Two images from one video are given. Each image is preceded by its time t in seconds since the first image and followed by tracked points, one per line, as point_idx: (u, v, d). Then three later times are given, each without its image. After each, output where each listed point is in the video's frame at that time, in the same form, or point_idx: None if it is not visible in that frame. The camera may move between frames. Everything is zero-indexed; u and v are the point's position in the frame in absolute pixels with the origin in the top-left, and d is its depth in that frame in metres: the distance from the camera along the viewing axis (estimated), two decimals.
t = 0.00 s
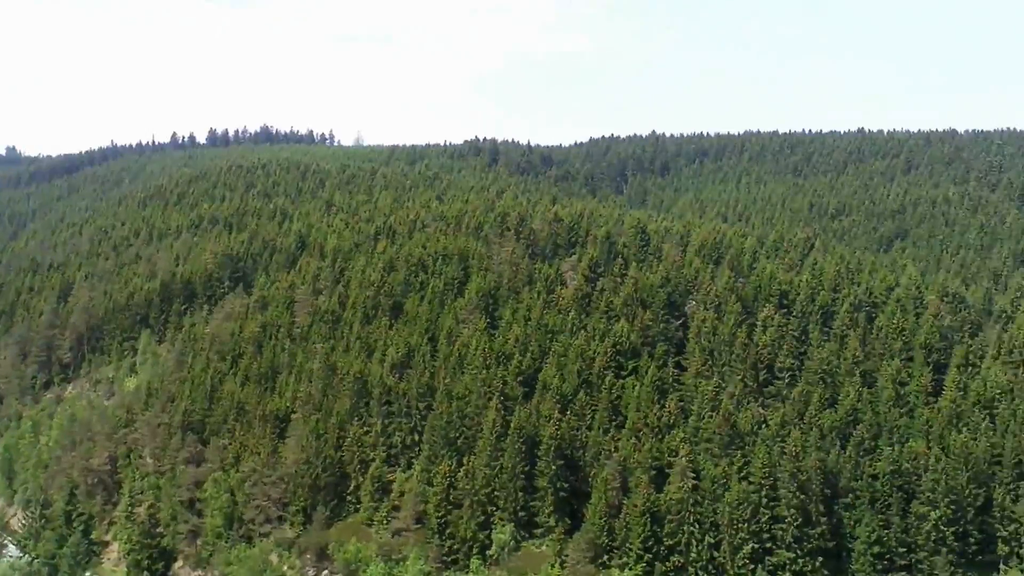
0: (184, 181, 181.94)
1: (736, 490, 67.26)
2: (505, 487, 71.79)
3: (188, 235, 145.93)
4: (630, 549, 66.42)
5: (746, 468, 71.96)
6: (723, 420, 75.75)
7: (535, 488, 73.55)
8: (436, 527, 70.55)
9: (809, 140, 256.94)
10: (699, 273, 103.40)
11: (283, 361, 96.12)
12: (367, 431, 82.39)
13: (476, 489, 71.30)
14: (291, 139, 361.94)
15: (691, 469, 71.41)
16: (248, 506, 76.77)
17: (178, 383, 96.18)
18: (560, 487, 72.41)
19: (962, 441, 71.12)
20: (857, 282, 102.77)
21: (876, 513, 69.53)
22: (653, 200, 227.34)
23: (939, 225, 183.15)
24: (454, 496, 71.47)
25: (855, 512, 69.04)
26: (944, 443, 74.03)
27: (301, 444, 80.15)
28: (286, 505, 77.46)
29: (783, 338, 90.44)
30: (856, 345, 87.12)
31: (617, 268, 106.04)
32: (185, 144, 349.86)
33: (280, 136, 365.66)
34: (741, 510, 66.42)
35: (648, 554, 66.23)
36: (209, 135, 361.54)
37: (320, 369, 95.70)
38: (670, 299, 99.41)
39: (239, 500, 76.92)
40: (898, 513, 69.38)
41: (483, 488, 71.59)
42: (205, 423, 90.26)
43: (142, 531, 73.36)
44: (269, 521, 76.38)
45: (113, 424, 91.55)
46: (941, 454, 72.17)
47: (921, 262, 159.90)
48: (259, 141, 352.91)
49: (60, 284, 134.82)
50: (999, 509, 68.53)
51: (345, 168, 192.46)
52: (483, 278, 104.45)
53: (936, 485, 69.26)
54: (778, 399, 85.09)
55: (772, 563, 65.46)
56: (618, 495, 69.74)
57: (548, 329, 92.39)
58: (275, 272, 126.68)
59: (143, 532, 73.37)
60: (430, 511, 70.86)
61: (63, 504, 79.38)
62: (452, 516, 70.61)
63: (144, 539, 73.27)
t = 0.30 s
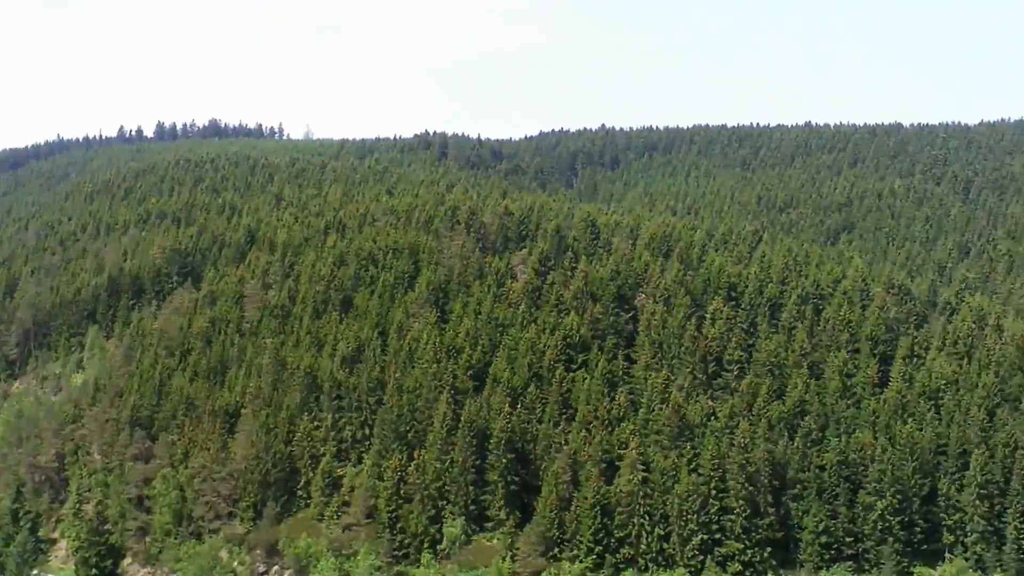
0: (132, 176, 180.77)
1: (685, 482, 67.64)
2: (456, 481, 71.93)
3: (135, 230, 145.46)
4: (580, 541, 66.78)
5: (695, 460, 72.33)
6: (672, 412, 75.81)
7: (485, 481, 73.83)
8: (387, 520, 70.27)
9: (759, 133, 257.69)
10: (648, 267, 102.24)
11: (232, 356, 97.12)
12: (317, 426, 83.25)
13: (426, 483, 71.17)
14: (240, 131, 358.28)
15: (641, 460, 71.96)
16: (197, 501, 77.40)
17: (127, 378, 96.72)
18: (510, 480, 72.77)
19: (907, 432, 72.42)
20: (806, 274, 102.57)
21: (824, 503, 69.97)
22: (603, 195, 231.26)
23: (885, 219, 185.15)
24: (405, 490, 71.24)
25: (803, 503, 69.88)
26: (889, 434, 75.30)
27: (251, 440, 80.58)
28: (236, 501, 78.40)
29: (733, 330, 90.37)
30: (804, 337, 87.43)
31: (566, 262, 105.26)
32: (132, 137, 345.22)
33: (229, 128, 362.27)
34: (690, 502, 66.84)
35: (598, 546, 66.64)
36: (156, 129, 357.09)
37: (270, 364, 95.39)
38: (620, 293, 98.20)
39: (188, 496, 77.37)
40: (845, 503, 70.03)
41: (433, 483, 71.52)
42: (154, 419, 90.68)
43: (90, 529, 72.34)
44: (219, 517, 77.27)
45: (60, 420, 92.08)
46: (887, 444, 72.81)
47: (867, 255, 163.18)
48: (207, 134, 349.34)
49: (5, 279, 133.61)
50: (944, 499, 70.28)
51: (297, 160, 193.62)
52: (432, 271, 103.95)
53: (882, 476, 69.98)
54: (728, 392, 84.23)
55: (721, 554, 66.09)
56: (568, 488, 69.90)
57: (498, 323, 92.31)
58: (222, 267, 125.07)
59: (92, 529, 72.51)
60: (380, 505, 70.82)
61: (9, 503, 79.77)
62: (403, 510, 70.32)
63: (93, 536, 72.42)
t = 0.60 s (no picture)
0: (77, 171, 178.46)
1: (635, 474, 68.23)
2: (406, 475, 72.45)
3: (82, 227, 144.85)
4: (531, 533, 67.29)
5: (645, 452, 72.71)
6: (622, 406, 76.38)
7: (436, 475, 74.16)
8: (337, 515, 70.84)
9: (707, 128, 258.03)
10: (597, 260, 101.44)
11: (181, 352, 97.05)
12: (267, 421, 83.01)
13: (377, 478, 71.78)
14: (188, 125, 353.39)
15: (590, 453, 72.00)
16: (146, 498, 77.64)
17: (74, 375, 96.41)
18: (461, 474, 73.22)
19: (853, 422, 73.87)
20: (754, 266, 102.48)
21: (773, 494, 70.59)
22: (553, 186, 229.83)
23: (833, 210, 185.63)
24: (354, 485, 71.60)
25: (751, 493, 70.50)
26: (837, 425, 76.25)
27: (200, 436, 80.59)
28: (185, 498, 78.20)
29: (682, 323, 90.71)
30: (752, 329, 88.39)
31: (516, 257, 102.99)
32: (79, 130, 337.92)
33: (178, 124, 356.82)
34: (640, 494, 67.61)
35: (549, 539, 66.96)
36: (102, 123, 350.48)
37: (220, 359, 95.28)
38: (570, 287, 96.81)
39: (137, 493, 77.77)
40: (794, 493, 70.66)
41: (384, 477, 72.04)
42: (101, 416, 90.18)
43: (37, 527, 74.85)
44: (168, 514, 77.17)
45: (5, 419, 92.51)
46: (834, 435, 73.85)
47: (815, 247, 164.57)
48: (155, 127, 344.10)
49: None
50: (891, 489, 71.81)
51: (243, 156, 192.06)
52: (381, 266, 102.65)
53: (830, 466, 70.94)
54: (677, 384, 85.20)
55: (671, 545, 67.10)
56: (519, 481, 70.28)
57: (449, 318, 91.83)
58: (171, 263, 124.08)
59: (39, 526, 75.03)
60: (330, 500, 71.15)
61: None
62: (353, 505, 71.10)
63: (41, 534, 74.87)
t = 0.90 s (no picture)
0: (21, 167, 176.53)
1: (586, 468, 68.68)
2: (357, 471, 72.37)
3: (26, 222, 142.96)
4: (482, 528, 67.27)
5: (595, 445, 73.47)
6: (572, 400, 76.60)
7: (387, 471, 74.00)
8: (288, 512, 70.59)
9: (655, 122, 257.81)
10: (548, 256, 101.70)
11: (129, 348, 97.24)
12: (217, 419, 83.52)
13: (327, 475, 71.44)
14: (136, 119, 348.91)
15: (540, 448, 72.55)
16: (93, 497, 78.00)
17: (20, 374, 96.26)
18: (412, 470, 73.26)
19: (801, 415, 74.34)
20: (703, 260, 103.34)
21: (722, 486, 71.26)
22: (502, 180, 231.83)
23: (780, 204, 185.94)
24: (305, 483, 71.35)
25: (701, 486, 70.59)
26: (785, 418, 77.06)
27: (148, 434, 81.36)
28: (134, 496, 78.62)
29: (631, 317, 90.87)
30: (701, 322, 88.53)
31: (466, 252, 104.00)
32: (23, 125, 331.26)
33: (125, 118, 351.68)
34: (589, 489, 67.86)
35: (500, 534, 66.90)
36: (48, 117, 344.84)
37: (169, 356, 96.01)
38: (520, 282, 98.41)
39: (84, 491, 78.01)
40: (742, 486, 71.60)
41: (334, 474, 71.80)
42: (47, 414, 90.12)
43: None
44: (116, 513, 77.59)
45: None
46: (782, 427, 74.51)
47: (762, 239, 164.65)
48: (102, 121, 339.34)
49: None
50: (840, 481, 72.75)
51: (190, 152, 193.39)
52: (331, 262, 103.13)
53: (778, 458, 71.63)
54: (627, 377, 85.13)
55: (621, 539, 67.10)
56: (470, 476, 70.30)
57: (399, 314, 92.09)
58: (118, 260, 123.38)
59: None
60: (280, 497, 71.13)
61: None
62: (304, 502, 70.93)
63: None
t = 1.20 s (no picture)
0: None
1: (535, 465, 68.95)
2: (307, 470, 72.80)
3: None
4: (432, 525, 67.88)
5: (546, 441, 73.65)
6: (522, 396, 76.25)
7: (337, 469, 74.58)
8: (237, 510, 71.01)
9: (604, 117, 256.61)
10: (497, 252, 101.28)
11: (75, 347, 97.59)
12: (164, 418, 83.64)
13: (276, 473, 71.93)
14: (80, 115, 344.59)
15: (491, 444, 72.41)
16: (40, 498, 77.93)
17: None
18: (361, 468, 74.08)
19: (749, 410, 75.62)
20: (652, 256, 103.60)
21: (671, 481, 71.95)
22: (451, 177, 231.14)
23: (728, 200, 187.81)
24: (254, 481, 71.71)
25: (650, 481, 71.50)
26: (734, 413, 78.05)
27: (95, 433, 80.76)
28: (81, 497, 78.08)
29: (580, 313, 90.79)
30: (650, 318, 88.41)
31: (416, 248, 103.09)
32: None
33: (68, 115, 347.31)
34: (540, 485, 68.22)
35: (451, 531, 67.52)
36: None
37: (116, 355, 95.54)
38: (469, 278, 97.98)
39: (30, 494, 78.30)
40: (691, 480, 72.21)
41: (284, 472, 72.28)
42: None
43: None
44: (62, 513, 77.13)
45: None
46: (730, 422, 75.46)
47: (710, 236, 166.30)
48: (45, 117, 334.58)
49: None
50: (787, 475, 74.05)
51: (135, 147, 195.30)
52: (280, 259, 102.36)
53: (726, 453, 72.25)
54: (576, 373, 85.46)
55: (571, 535, 67.87)
56: (420, 473, 70.40)
57: (348, 310, 91.57)
58: (62, 258, 122.23)
59: None
60: (229, 497, 71.24)
61: None
62: (253, 501, 71.32)
63: None
